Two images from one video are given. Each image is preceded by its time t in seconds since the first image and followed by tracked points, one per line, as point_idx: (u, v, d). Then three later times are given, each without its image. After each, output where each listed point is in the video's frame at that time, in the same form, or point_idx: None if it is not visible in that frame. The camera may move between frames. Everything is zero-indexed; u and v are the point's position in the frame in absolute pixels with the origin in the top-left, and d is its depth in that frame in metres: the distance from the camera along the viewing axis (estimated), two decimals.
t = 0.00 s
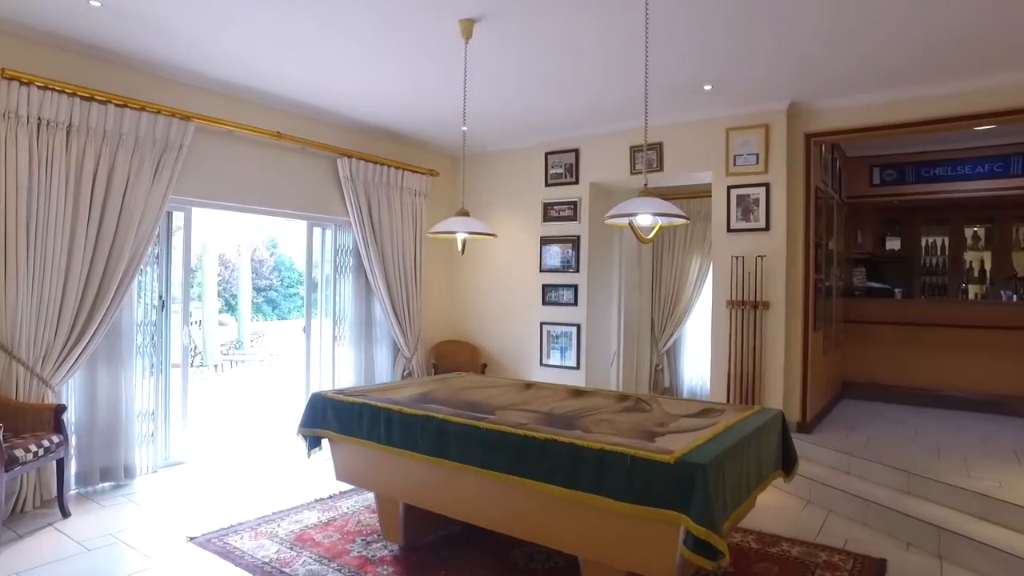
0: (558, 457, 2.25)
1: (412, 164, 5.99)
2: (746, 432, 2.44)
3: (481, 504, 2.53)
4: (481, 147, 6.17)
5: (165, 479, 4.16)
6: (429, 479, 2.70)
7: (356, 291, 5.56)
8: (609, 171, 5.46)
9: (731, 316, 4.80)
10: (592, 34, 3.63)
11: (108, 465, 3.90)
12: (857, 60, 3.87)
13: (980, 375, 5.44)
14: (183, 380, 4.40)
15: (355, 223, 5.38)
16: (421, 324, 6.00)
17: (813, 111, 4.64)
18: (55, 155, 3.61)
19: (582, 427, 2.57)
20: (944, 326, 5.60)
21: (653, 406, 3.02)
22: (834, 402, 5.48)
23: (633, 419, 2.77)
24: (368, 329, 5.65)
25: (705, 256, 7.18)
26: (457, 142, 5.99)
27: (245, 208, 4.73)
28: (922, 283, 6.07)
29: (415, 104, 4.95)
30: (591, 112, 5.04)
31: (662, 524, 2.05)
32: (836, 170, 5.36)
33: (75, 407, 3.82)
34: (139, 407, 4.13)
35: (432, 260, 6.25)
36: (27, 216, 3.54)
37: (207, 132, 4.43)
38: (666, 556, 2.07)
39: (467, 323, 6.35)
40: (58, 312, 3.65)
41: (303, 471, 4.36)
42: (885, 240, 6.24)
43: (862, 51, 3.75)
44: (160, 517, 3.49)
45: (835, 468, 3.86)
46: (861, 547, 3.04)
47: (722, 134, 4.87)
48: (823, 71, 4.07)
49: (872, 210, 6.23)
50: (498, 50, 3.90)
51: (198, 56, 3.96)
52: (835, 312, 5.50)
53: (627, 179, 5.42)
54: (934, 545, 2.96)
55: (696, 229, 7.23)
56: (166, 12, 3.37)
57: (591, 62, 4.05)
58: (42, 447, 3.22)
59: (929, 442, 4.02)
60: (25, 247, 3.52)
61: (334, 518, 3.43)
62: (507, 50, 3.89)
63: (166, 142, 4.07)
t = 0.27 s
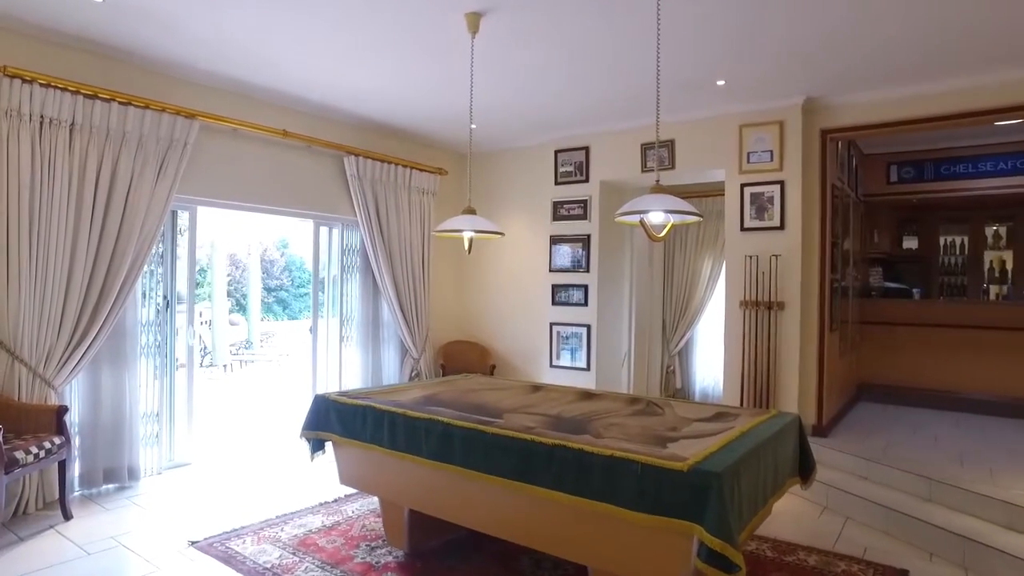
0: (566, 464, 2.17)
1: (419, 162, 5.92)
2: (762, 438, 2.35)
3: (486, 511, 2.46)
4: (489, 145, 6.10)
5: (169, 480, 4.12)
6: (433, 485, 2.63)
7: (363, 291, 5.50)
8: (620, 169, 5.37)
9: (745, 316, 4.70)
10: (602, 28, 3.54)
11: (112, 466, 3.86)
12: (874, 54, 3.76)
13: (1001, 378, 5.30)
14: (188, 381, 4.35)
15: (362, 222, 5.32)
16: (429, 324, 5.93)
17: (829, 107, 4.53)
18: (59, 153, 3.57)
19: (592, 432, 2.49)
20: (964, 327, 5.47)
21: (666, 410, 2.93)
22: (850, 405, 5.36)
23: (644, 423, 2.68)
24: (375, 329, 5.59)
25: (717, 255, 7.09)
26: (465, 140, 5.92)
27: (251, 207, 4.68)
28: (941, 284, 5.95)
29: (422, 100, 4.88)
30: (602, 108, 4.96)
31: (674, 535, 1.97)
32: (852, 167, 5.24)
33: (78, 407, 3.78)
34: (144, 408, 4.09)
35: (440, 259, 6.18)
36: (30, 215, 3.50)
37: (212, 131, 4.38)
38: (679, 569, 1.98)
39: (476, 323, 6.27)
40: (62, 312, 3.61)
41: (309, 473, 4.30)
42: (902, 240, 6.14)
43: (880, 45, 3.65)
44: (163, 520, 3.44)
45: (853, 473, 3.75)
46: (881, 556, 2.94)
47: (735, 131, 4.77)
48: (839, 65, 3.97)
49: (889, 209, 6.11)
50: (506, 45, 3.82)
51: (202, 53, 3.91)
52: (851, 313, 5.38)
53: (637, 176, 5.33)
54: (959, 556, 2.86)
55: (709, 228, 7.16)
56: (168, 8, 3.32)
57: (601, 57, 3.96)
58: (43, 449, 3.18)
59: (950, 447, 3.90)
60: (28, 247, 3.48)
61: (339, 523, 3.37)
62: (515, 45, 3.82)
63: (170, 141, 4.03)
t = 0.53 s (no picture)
0: (578, 469, 2.09)
1: (429, 160, 5.85)
2: (783, 443, 2.25)
3: (495, 517, 2.38)
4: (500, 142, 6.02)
5: (175, 481, 4.07)
6: (440, 489, 2.56)
7: (372, 291, 5.44)
8: (632, 166, 5.28)
9: (761, 316, 4.60)
10: (615, 21, 3.45)
11: (117, 467, 3.81)
12: (896, 45, 3.65)
13: None
14: (195, 380, 4.31)
15: (371, 220, 5.26)
16: (438, 324, 5.86)
17: (847, 101, 4.41)
18: (64, 150, 3.52)
19: (605, 435, 2.40)
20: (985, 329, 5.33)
21: (681, 413, 2.85)
22: (868, 407, 5.24)
23: (659, 427, 2.60)
24: (384, 329, 5.53)
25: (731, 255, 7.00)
26: (476, 137, 5.85)
27: (259, 205, 4.63)
28: (961, 284, 5.82)
29: (432, 97, 4.81)
30: (614, 104, 4.87)
31: (691, 544, 1.88)
32: (870, 164, 5.12)
33: (84, 407, 3.73)
34: (149, 408, 4.04)
35: (450, 258, 6.12)
36: (34, 213, 3.45)
37: (219, 128, 4.34)
38: None
39: (486, 323, 6.20)
40: (66, 311, 3.56)
41: (316, 474, 4.24)
42: (921, 239, 6.03)
43: (903, 36, 3.53)
44: (169, 521, 3.39)
45: (872, 478, 3.64)
46: (904, 566, 2.84)
47: (750, 126, 4.67)
48: (860, 59, 3.85)
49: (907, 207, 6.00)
50: (516, 39, 3.73)
51: (209, 49, 3.85)
52: (869, 313, 5.27)
53: (650, 174, 5.23)
54: (988, 566, 2.75)
55: (723, 226, 7.07)
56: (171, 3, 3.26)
57: (613, 51, 3.87)
58: (46, 449, 3.12)
59: (974, 452, 3.78)
60: (32, 245, 3.43)
61: (345, 526, 3.31)
62: (526, 40, 3.73)
63: (176, 138, 3.98)
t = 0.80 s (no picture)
0: (592, 476, 2.00)
1: (438, 158, 5.78)
2: (806, 448, 2.15)
3: (504, 525, 2.29)
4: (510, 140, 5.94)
5: (180, 482, 4.01)
6: (448, 494, 2.48)
7: (380, 290, 5.36)
8: (644, 164, 5.18)
9: (776, 316, 4.49)
10: (628, 13, 3.35)
11: (120, 469, 3.74)
12: (918, 37, 3.53)
13: None
14: (200, 380, 4.25)
15: (379, 219, 5.19)
16: (447, 324, 5.78)
17: (866, 96, 4.30)
18: (66, 146, 3.46)
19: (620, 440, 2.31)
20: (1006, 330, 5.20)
21: (697, 417, 2.75)
22: (886, 410, 5.12)
23: (675, 431, 2.50)
24: (392, 329, 5.45)
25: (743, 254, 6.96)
26: (485, 134, 5.77)
27: (265, 203, 4.57)
28: (982, 284, 5.66)
29: (440, 93, 4.73)
30: (626, 100, 4.77)
31: (712, 556, 1.79)
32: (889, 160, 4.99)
33: (87, 408, 3.67)
34: (153, 409, 3.98)
35: (459, 257, 6.04)
36: (36, 210, 3.39)
37: (224, 124, 4.27)
38: None
39: (495, 323, 6.12)
40: (69, 310, 3.50)
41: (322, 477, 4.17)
42: (939, 237, 5.88)
43: (926, 28, 3.41)
44: (172, 523, 3.33)
45: (894, 483, 3.53)
46: None
47: (766, 122, 4.56)
48: (881, 52, 3.74)
49: (924, 204, 5.88)
50: (526, 33, 3.64)
51: (213, 44, 3.79)
52: (887, 314, 5.15)
53: (663, 171, 5.13)
54: None
55: (737, 223, 7.00)
56: None
57: (626, 44, 3.77)
58: (46, 451, 3.05)
59: (1000, 457, 3.66)
60: (34, 243, 3.37)
61: (351, 531, 3.23)
62: (537, 33, 3.64)
63: (181, 134, 3.92)
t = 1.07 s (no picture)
0: (609, 488, 1.91)
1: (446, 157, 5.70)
2: (832, 458, 2.06)
3: (515, 537, 2.20)
4: (519, 138, 5.86)
5: (184, 487, 3.94)
6: (456, 504, 2.39)
7: (387, 291, 5.29)
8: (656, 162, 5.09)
9: (791, 318, 4.39)
10: (641, 7, 3.26)
11: (123, 473, 3.68)
12: (941, 32, 3.42)
13: None
14: (204, 382, 4.18)
15: (385, 218, 5.11)
16: (455, 325, 5.70)
17: (884, 92, 4.19)
18: (67, 144, 3.39)
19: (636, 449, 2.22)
20: None
21: (715, 424, 2.66)
22: (903, 414, 5.01)
23: (692, 439, 2.41)
24: (399, 331, 5.37)
25: (755, 255, 7.01)
26: (494, 133, 5.68)
27: (271, 202, 4.50)
28: (1001, 285, 5.52)
29: (448, 90, 4.64)
30: (638, 97, 4.68)
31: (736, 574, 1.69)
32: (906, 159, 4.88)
33: (89, 411, 3.60)
34: (155, 412, 3.91)
35: (467, 258, 5.96)
36: (37, 209, 3.32)
37: (229, 123, 4.20)
38: None
39: (504, 324, 6.04)
40: (70, 312, 3.43)
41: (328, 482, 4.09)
42: (956, 237, 5.72)
43: (949, 22, 3.30)
44: (175, 530, 3.26)
45: (915, 491, 3.42)
46: None
47: (781, 120, 4.46)
48: (901, 48, 3.63)
49: (941, 203, 5.72)
50: (536, 28, 3.55)
51: (217, 41, 3.71)
52: (905, 316, 5.04)
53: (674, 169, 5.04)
54: None
55: (749, 224, 7.06)
56: None
57: (638, 40, 3.67)
58: (45, 456, 2.98)
59: None
60: (34, 243, 3.30)
61: (357, 538, 3.15)
62: (549, 28, 3.53)
63: (185, 133, 3.85)
